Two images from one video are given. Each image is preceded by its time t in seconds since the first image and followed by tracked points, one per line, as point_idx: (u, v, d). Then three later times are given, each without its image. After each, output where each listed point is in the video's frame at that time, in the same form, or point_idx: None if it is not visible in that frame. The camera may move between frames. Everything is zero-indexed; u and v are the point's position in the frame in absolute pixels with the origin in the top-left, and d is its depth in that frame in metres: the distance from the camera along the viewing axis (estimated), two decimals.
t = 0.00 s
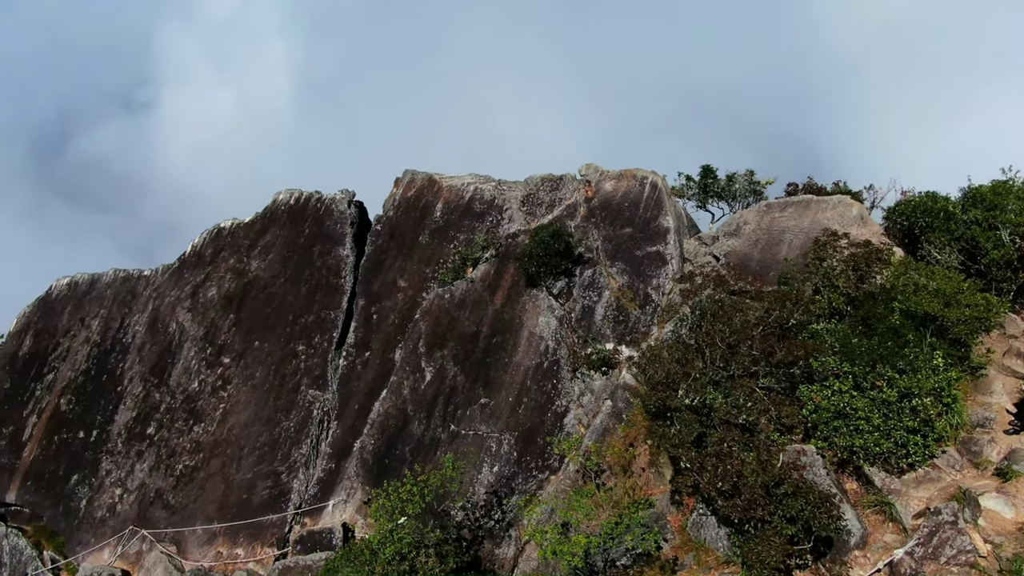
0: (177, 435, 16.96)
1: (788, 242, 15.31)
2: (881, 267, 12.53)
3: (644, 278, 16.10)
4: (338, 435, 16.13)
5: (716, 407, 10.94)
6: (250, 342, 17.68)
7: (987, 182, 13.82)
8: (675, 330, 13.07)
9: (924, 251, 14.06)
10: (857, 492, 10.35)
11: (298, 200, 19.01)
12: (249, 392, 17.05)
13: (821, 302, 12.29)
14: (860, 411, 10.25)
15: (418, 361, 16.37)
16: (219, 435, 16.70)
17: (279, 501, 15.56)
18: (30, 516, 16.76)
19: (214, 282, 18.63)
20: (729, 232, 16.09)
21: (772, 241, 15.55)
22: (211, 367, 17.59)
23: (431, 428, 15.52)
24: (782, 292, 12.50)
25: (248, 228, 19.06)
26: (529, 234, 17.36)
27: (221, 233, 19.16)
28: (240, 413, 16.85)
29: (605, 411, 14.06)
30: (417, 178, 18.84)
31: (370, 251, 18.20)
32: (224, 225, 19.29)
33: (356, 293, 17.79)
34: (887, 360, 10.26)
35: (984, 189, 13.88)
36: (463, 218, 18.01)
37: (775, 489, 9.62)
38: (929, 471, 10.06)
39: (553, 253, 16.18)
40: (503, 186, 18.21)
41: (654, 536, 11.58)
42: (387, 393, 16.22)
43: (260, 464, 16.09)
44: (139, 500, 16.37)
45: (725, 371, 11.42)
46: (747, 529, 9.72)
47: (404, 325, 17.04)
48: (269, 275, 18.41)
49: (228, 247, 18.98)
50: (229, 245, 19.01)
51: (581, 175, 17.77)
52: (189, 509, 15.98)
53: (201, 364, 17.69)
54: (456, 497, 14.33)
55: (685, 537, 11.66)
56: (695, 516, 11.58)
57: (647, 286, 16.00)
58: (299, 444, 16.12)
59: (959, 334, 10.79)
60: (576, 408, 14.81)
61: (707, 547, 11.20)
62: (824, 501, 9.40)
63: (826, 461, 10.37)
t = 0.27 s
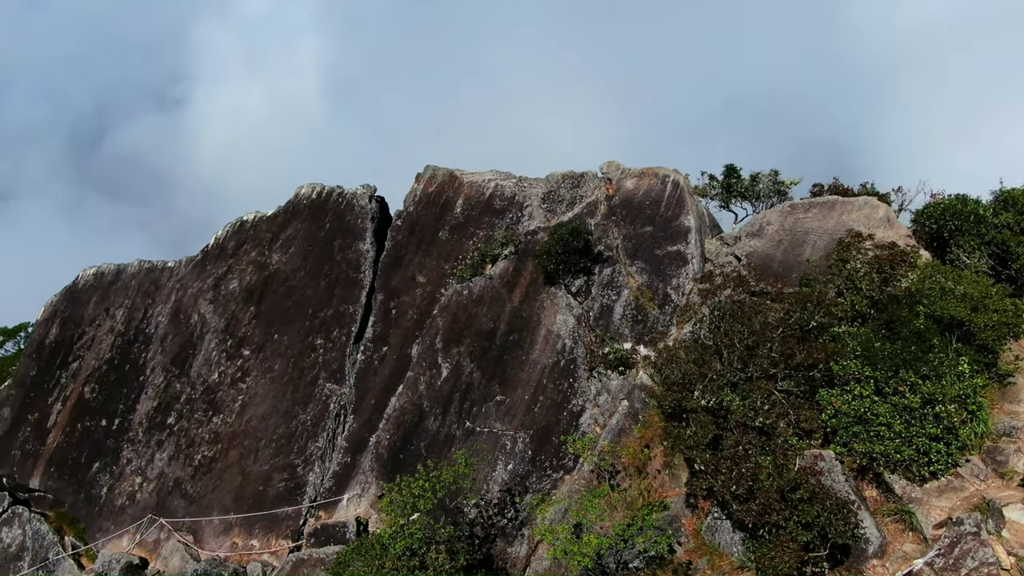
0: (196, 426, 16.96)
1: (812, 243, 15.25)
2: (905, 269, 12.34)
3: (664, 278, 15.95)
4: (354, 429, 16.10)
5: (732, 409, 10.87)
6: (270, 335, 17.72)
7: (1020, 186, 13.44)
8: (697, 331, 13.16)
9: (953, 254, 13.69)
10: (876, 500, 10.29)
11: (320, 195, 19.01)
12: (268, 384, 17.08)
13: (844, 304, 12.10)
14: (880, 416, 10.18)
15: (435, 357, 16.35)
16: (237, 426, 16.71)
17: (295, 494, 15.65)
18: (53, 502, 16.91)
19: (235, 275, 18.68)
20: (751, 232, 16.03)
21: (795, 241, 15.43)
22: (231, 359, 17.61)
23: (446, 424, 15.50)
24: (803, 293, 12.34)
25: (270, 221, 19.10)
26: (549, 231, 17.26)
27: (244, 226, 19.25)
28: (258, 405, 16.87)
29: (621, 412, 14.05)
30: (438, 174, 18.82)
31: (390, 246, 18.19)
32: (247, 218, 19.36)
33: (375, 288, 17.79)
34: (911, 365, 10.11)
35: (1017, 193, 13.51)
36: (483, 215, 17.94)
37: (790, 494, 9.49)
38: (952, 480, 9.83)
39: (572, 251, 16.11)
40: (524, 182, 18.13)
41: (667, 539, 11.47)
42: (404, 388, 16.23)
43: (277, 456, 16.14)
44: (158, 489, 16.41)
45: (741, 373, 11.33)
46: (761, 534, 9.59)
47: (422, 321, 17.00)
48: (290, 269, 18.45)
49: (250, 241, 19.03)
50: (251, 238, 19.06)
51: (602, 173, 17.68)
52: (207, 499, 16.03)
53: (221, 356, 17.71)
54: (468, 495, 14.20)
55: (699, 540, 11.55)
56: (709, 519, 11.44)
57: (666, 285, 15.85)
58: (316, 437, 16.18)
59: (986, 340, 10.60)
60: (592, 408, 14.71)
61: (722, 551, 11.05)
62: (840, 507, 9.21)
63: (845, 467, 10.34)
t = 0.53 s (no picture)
0: (216, 417, 17.02)
1: (838, 245, 15.12)
2: (932, 272, 12.11)
3: (685, 278, 15.80)
4: (371, 424, 16.12)
5: (751, 412, 10.81)
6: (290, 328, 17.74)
7: None
8: (717, 332, 13.05)
9: (984, 259, 13.34)
10: (898, 508, 10.17)
11: (343, 189, 18.99)
12: (287, 377, 17.11)
13: (869, 307, 11.82)
14: (904, 423, 10.02)
15: (453, 353, 16.33)
16: (256, 418, 16.77)
17: (311, 487, 15.70)
18: (74, 489, 16.92)
19: (257, 268, 18.67)
20: (775, 233, 15.90)
21: (821, 243, 15.30)
22: (251, 351, 17.65)
23: (462, 421, 15.47)
24: (825, 296, 12.15)
25: (293, 215, 19.07)
26: (570, 229, 17.14)
27: (267, 220, 19.20)
28: (277, 398, 16.91)
29: (639, 413, 13.87)
30: (460, 170, 18.77)
31: (410, 242, 18.15)
32: (270, 211, 19.35)
33: (395, 283, 17.74)
34: (936, 371, 10.03)
35: None
36: (504, 211, 17.87)
37: (808, 500, 9.50)
38: (977, 490, 9.79)
39: (593, 249, 16.02)
40: (546, 179, 18.02)
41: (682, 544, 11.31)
42: (421, 384, 16.22)
43: (294, 449, 16.19)
44: (177, 479, 16.51)
45: (761, 376, 11.25)
46: (777, 540, 9.60)
47: (441, 317, 16.96)
48: (311, 263, 18.44)
49: (272, 234, 19.01)
50: (273, 231, 19.04)
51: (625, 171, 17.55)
52: (225, 490, 16.11)
53: (242, 348, 17.74)
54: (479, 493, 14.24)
55: (715, 545, 11.37)
56: (725, 524, 11.25)
57: (687, 286, 15.69)
58: (333, 431, 16.21)
59: (1016, 347, 10.38)
60: (610, 408, 14.67)
61: (737, 556, 10.89)
62: (859, 515, 9.22)
63: (865, 474, 10.17)
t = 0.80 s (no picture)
0: (236, 409, 17.09)
1: (865, 248, 14.96)
2: (963, 277, 11.79)
3: (707, 278, 15.69)
4: (388, 420, 16.13)
5: (770, 416, 10.71)
6: (310, 323, 17.77)
7: None
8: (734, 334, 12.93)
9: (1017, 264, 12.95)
10: (922, 519, 10.49)
11: (365, 185, 18.97)
12: (306, 371, 17.15)
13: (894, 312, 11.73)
14: (928, 432, 10.27)
15: (471, 350, 16.30)
16: (275, 411, 16.81)
17: (327, 482, 15.75)
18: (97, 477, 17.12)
19: (279, 262, 18.72)
20: (800, 235, 15.78)
21: (847, 245, 15.11)
22: (272, 344, 17.68)
23: (479, 419, 15.46)
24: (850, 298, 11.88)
25: (316, 210, 19.09)
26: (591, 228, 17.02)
27: (290, 213, 19.27)
28: (296, 392, 16.94)
29: (657, 415, 13.80)
30: (482, 167, 18.71)
31: (431, 238, 18.11)
32: (293, 206, 19.40)
33: (415, 280, 17.72)
34: (964, 378, 10.24)
35: None
36: (525, 209, 17.78)
37: (827, 508, 9.66)
38: (1003, 502, 9.97)
39: (615, 248, 15.94)
40: (568, 177, 17.89)
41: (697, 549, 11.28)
42: (438, 381, 16.22)
43: (312, 443, 16.24)
44: (197, 469, 16.62)
45: (781, 381, 11.13)
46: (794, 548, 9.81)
47: (460, 314, 16.92)
48: (332, 258, 18.44)
49: (295, 228, 19.06)
50: (296, 226, 19.07)
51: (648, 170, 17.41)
52: (243, 482, 16.18)
53: (262, 341, 17.78)
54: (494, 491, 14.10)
55: (731, 552, 11.37)
56: (742, 530, 11.29)
57: (709, 287, 15.60)
58: (350, 426, 16.25)
59: None
60: (627, 409, 14.72)
61: (753, 563, 10.92)
62: (877, 525, 9.41)
63: (888, 482, 10.45)
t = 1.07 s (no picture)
0: (253, 403, 17.06)
1: (889, 252, 14.98)
2: (991, 282, 11.64)
3: (726, 280, 15.70)
4: (403, 417, 16.11)
5: (787, 423, 10.73)
6: (328, 318, 17.72)
7: None
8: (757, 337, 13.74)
9: None
10: (942, 530, 10.60)
11: (385, 181, 18.93)
12: (322, 367, 17.12)
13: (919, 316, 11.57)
14: (951, 441, 10.21)
15: (487, 349, 16.25)
16: (291, 407, 16.81)
17: (341, 477, 15.80)
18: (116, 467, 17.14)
19: (298, 257, 18.66)
20: (823, 238, 15.89)
21: (871, 249, 15.20)
22: (289, 340, 17.63)
23: (493, 418, 15.44)
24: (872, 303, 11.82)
25: (335, 206, 19.03)
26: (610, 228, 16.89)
27: (310, 209, 19.18)
28: (312, 387, 16.94)
29: (673, 418, 13.78)
30: (502, 164, 18.60)
31: (450, 235, 18.01)
32: (313, 201, 19.34)
33: (433, 277, 17.65)
34: (990, 387, 10.12)
35: None
36: (544, 208, 17.66)
37: (843, 516, 9.59)
38: None
39: (633, 248, 15.89)
40: (588, 176, 17.75)
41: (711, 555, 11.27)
42: (454, 379, 16.17)
43: (327, 439, 16.27)
44: (213, 463, 16.63)
45: (800, 386, 11.09)
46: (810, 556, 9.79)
47: (477, 312, 16.86)
48: (351, 254, 18.42)
49: (314, 224, 19.00)
50: (315, 222, 19.00)
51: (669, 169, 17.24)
52: (258, 476, 16.24)
53: (280, 336, 17.73)
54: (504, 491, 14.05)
55: (746, 558, 11.37)
56: (757, 537, 11.29)
57: (728, 288, 15.59)
58: (365, 422, 16.28)
59: None
60: (643, 411, 14.70)
61: (767, 570, 10.95)
62: (896, 534, 9.32)
63: (908, 491, 10.36)
